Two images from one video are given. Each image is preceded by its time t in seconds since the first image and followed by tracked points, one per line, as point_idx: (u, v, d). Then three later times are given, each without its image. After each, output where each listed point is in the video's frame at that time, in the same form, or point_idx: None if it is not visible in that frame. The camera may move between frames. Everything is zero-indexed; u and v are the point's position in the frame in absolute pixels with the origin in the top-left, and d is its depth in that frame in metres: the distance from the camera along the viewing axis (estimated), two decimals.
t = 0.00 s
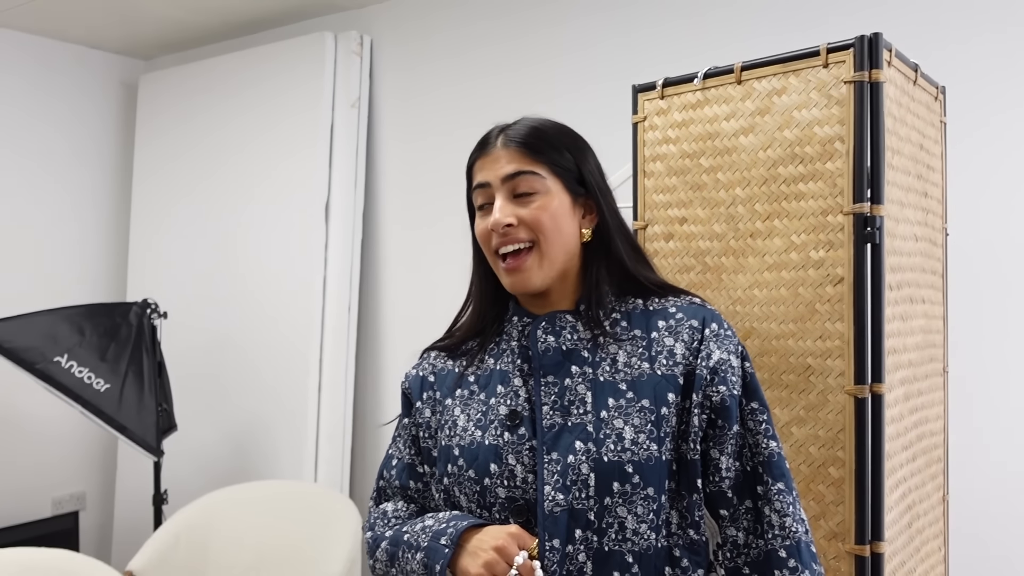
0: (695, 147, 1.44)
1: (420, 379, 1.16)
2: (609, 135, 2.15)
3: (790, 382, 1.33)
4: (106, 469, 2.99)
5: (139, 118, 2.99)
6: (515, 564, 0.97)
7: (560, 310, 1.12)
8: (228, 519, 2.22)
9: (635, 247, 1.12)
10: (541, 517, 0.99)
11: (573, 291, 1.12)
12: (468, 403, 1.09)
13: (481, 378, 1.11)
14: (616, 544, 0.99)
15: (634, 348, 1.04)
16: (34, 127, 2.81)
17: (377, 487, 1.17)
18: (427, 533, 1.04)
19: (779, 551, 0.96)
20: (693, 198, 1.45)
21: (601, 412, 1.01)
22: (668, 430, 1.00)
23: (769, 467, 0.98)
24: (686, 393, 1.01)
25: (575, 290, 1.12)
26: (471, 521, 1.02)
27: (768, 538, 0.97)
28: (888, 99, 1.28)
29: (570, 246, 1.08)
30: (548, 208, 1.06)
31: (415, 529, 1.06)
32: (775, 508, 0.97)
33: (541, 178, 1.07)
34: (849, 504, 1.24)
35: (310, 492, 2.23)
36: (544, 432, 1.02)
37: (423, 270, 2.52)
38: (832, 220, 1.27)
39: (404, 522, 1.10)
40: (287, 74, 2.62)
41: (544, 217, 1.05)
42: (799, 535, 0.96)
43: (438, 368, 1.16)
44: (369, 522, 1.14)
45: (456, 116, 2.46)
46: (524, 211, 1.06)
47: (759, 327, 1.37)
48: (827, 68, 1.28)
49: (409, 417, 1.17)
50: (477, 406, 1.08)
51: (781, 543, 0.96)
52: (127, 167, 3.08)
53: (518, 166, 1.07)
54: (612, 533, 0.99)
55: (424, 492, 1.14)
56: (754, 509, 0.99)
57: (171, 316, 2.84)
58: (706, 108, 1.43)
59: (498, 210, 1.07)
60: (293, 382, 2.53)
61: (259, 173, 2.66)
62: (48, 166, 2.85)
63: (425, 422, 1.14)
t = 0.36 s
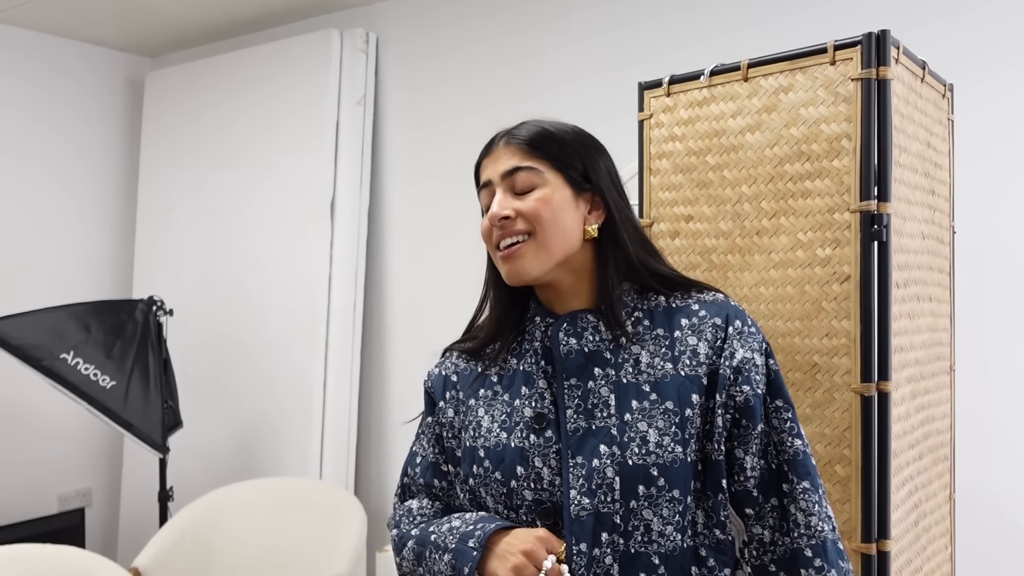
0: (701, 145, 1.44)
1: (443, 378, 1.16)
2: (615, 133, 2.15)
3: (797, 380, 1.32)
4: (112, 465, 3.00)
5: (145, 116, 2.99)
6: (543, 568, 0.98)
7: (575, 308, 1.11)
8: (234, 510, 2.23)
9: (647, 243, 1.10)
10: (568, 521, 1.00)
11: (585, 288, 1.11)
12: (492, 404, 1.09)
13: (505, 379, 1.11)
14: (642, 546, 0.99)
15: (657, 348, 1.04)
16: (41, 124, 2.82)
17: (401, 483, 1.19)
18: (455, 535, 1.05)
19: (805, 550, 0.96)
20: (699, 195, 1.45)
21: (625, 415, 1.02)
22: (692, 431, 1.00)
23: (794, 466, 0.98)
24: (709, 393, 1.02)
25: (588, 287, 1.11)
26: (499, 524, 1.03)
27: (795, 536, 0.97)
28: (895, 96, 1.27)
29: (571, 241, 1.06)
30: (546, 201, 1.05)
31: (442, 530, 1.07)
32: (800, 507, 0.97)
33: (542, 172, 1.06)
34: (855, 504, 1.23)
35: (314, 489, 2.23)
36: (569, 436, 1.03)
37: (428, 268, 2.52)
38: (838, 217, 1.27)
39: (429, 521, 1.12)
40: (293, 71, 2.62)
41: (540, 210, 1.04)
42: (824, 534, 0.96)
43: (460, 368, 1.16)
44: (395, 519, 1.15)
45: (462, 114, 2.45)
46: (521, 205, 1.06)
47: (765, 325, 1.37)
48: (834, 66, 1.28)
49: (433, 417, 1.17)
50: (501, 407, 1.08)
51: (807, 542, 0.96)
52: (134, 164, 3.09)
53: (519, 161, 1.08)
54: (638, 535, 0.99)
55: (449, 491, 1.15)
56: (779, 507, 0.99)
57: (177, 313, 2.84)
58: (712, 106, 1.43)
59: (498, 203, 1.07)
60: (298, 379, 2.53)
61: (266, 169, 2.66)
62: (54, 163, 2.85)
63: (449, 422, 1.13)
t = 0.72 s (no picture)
0: (702, 141, 1.44)
1: (480, 363, 1.15)
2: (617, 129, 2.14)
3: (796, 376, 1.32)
4: (114, 460, 3.01)
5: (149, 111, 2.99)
6: (594, 562, 0.97)
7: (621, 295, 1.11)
8: (239, 500, 2.23)
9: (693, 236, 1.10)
10: (615, 513, 0.99)
11: (631, 276, 1.11)
12: (534, 392, 1.08)
13: (546, 366, 1.10)
14: (690, 538, 0.99)
15: (702, 336, 1.03)
16: (44, 119, 2.82)
17: (434, 468, 1.16)
18: (499, 525, 1.02)
19: (851, 541, 0.97)
20: (700, 191, 1.44)
21: (672, 405, 1.01)
22: (740, 422, 1.00)
23: (841, 456, 0.98)
24: (756, 383, 1.01)
25: (633, 276, 1.11)
26: (545, 515, 1.01)
27: (840, 527, 0.98)
28: (897, 92, 1.27)
29: (622, 228, 1.06)
30: (601, 184, 1.05)
31: (484, 520, 1.04)
32: (847, 497, 0.98)
33: (598, 156, 1.07)
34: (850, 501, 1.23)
35: (316, 484, 2.24)
36: (614, 426, 1.02)
37: (431, 264, 2.52)
38: (839, 213, 1.27)
39: (465, 508, 1.09)
40: (294, 67, 2.62)
41: (595, 194, 1.05)
42: (872, 524, 0.97)
43: (498, 353, 1.15)
44: (428, 505, 1.13)
45: (464, 110, 2.45)
46: (577, 186, 1.06)
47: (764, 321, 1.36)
48: (835, 61, 1.28)
49: (469, 402, 1.16)
50: (544, 395, 1.07)
51: (853, 533, 0.97)
52: (137, 160, 3.09)
53: (575, 142, 1.08)
54: (686, 527, 0.99)
55: (485, 478, 1.13)
56: (824, 497, 1.00)
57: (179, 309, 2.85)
58: (714, 102, 1.42)
59: (552, 184, 1.07)
60: (301, 375, 2.53)
61: (268, 165, 2.66)
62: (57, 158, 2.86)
63: (487, 408, 1.12)
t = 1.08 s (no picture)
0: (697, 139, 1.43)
1: (514, 372, 1.11)
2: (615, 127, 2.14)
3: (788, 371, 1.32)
4: (112, 458, 3.01)
5: (147, 109, 2.99)
6: None
7: (665, 311, 1.09)
8: (237, 497, 2.23)
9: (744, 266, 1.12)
10: (664, 532, 0.99)
11: (679, 293, 1.10)
12: (573, 405, 1.06)
13: (585, 378, 1.08)
14: (733, 556, 0.99)
15: (747, 358, 1.04)
16: (43, 118, 2.82)
17: (457, 475, 1.13)
18: (543, 542, 1.01)
19: (889, 563, 1.00)
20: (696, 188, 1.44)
21: (719, 425, 1.01)
22: (783, 443, 1.01)
23: (880, 480, 1.01)
24: (798, 404, 1.02)
25: (682, 294, 1.10)
26: (592, 532, 1.00)
27: (877, 549, 1.01)
28: (891, 89, 1.27)
29: (693, 247, 1.07)
30: (688, 202, 1.05)
31: (524, 535, 1.03)
32: (886, 521, 1.00)
33: (686, 173, 1.07)
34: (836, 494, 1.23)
35: (315, 481, 2.23)
36: (661, 444, 1.01)
37: (429, 262, 2.52)
38: (834, 211, 1.27)
39: (498, 519, 1.08)
40: (291, 64, 2.62)
41: (682, 212, 1.05)
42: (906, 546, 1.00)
43: (534, 361, 1.11)
44: (453, 514, 1.10)
45: (462, 108, 2.45)
46: (664, 199, 1.05)
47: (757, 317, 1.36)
48: (830, 59, 1.28)
49: (499, 410, 1.12)
50: (584, 408, 1.05)
51: (891, 555, 1.00)
52: (135, 158, 3.09)
53: (664, 153, 1.07)
54: (730, 546, 0.99)
55: (516, 488, 1.11)
56: (860, 519, 1.02)
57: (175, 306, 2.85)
58: (709, 99, 1.42)
59: (642, 190, 1.05)
60: (299, 372, 2.53)
61: (266, 162, 2.65)
62: (55, 156, 2.85)
63: (522, 418, 1.09)
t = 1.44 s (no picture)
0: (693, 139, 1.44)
1: (513, 367, 1.11)
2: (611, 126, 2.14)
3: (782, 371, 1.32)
4: (109, 457, 3.01)
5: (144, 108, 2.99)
6: None
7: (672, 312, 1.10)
8: (234, 496, 2.23)
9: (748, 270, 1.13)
10: (667, 530, 0.99)
11: (688, 294, 1.10)
12: (575, 401, 1.06)
13: (587, 374, 1.08)
14: (736, 556, 1.00)
15: (751, 358, 1.05)
16: (40, 116, 2.82)
17: (452, 473, 1.13)
18: (542, 538, 1.00)
19: (899, 562, 1.00)
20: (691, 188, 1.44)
21: (723, 423, 1.02)
22: (787, 443, 1.02)
23: (887, 481, 1.01)
24: (804, 406, 1.03)
25: (690, 294, 1.10)
26: (592, 529, 0.99)
27: (885, 551, 1.01)
28: (886, 90, 1.27)
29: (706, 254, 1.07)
30: (707, 210, 1.05)
31: (522, 532, 1.02)
32: (894, 521, 1.01)
33: (706, 180, 1.06)
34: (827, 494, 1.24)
35: (313, 482, 2.23)
36: (665, 441, 1.01)
37: (426, 261, 2.52)
38: (829, 211, 1.27)
39: (492, 517, 1.07)
40: (288, 64, 2.62)
41: (700, 220, 1.05)
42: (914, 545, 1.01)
43: (534, 357, 1.12)
44: (448, 512, 1.10)
45: (458, 107, 2.45)
46: (685, 207, 1.04)
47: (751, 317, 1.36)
48: (824, 59, 1.28)
49: (497, 406, 1.12)
50: (585, 404, 1.05)
51: (900, 555, 1.00)
52: (132, 157, 3.09)
53: (687, 157, 1.06)
54: (733, 546, 1.00)
55: (512, 485, 1.11)
56: (866, 521, 1.03)
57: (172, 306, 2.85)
58: (705, 99, 1.42)
59: (663, 196, 1.04)
60: (296, 371, 2.53)
61: (264, 161, 2.65)
62: (52, 155, 2.86)
63: (520, 414, 1.09)
